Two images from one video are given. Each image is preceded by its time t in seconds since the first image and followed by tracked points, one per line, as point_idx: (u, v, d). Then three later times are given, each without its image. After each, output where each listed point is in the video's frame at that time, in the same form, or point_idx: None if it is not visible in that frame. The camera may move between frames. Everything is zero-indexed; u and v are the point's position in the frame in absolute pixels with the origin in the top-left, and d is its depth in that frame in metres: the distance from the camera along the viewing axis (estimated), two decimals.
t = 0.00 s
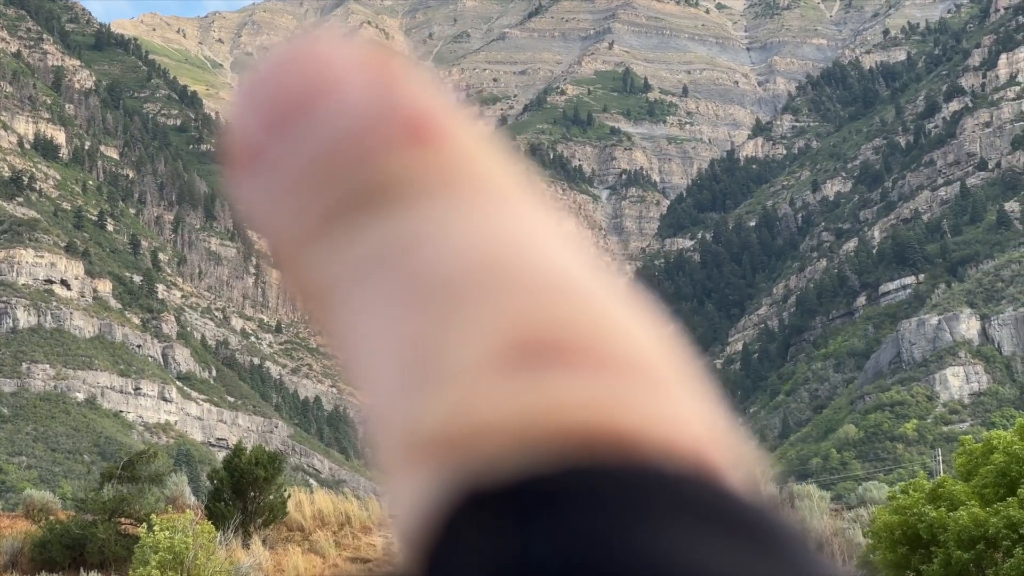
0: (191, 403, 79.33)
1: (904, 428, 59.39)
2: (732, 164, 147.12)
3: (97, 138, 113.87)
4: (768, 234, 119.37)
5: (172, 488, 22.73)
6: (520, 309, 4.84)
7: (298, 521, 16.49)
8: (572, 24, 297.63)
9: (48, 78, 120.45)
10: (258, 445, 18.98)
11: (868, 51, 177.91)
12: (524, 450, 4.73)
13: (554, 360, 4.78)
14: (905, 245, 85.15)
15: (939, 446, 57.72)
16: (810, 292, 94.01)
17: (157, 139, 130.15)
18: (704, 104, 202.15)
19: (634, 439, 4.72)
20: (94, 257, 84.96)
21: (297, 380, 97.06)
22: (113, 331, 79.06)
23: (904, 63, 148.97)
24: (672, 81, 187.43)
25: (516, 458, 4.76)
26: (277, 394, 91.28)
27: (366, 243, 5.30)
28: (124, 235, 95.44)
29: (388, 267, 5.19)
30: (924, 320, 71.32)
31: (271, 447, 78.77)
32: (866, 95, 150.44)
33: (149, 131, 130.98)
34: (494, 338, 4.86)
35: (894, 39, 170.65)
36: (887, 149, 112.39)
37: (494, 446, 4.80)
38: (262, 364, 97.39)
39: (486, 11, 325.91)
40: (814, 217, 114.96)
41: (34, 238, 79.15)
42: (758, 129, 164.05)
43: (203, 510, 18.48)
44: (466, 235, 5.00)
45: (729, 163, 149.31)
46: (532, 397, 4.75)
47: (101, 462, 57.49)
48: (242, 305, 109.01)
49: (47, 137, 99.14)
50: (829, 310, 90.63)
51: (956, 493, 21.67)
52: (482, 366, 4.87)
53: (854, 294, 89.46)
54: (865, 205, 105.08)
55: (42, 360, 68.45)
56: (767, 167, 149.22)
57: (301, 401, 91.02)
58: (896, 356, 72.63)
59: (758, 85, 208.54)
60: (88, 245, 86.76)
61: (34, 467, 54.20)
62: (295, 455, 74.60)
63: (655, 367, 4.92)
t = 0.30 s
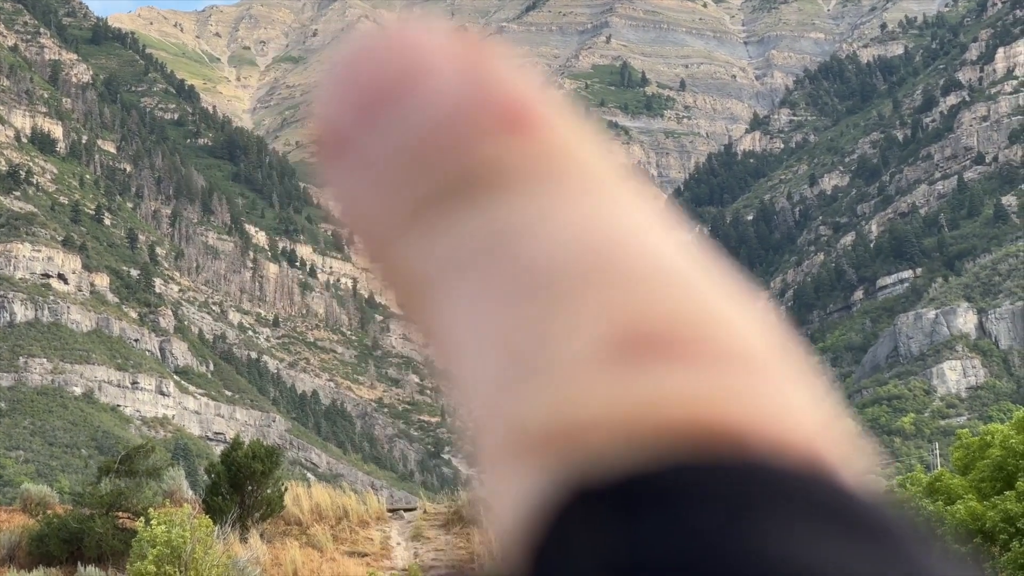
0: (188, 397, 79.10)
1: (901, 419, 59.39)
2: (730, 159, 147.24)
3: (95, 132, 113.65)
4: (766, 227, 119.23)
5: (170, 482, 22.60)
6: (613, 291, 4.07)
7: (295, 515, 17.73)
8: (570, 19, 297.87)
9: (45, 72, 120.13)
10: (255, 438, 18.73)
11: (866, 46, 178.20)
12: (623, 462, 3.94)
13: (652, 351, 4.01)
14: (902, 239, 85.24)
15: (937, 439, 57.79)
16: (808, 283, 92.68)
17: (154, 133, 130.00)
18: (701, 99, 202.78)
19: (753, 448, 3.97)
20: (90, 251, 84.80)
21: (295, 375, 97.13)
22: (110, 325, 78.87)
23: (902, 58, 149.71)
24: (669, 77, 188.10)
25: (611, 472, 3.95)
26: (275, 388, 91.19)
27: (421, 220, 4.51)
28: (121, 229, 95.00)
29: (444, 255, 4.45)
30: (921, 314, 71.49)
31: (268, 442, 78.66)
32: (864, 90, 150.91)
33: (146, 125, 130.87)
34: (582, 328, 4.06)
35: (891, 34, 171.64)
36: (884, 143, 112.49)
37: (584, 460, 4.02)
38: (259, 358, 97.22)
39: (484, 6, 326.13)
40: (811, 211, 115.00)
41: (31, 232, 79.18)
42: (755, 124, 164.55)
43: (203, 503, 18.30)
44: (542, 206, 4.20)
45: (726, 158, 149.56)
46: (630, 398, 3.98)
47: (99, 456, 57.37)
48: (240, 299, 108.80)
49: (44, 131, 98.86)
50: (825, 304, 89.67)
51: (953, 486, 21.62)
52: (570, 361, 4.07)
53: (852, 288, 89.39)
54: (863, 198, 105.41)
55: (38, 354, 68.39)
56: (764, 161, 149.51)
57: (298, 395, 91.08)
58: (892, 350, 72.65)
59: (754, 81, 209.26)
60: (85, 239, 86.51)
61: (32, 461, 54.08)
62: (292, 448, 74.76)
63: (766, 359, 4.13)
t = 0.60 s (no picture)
0: (191, 395, 78.65)
1: (904, 418, 59.42)
2: (733, 157, 147.47)
3: (97, 131, 113.52)
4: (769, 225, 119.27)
5: (172, 478, 22.50)
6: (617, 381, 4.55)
7: (298, 513, 18.22)
8: (571, 17, 297.64)
9: (48, 70, 120.01)
10: (259, 436, 18.64)
11: (869, 43, 177.98)
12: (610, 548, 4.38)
13: (657, 440, 4.44)
14: (905, 237, 84.99)
15: (941, 437, 57.93)
16: (809, 283, 94.21)
17: (157, 132, 129.78)
18: (705, 96, 202.98)
19: (787, 527, 4.33)
20: (94, 249, 84.61)
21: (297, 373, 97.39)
22: (113, 323, 78.43)
23: (905, 56, 149.67)
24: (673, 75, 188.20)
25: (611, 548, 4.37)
26: (278, 386, 91.31)
27: (444, 314, 5.06)
28: (124, 227, 95.09)
29: (454, 344, 5.03)
30: (925, 312, 71.51)
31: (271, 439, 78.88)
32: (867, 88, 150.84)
33: (149, 124, 130.75)
34: (579, 419, 4.54)
35: (895, 32, 171.43)
36: (887, 141, 112.24)
37: (627, 541, 4.31)
38: (262, 356, 97.46)
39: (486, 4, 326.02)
40: (814, 209, 114.69)
41: (34, 231, 78.70)
42: (758, 122, 164.64)
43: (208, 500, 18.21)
44: (534, 311, 4.75)
45: (729, 155, 149.78)
46: (635, 487, 4.38)
47: (102, 454, 57.04)
48: (243, 297, 109.04)
49: (47, 129, 98.80)
50: (828, 302, 90.60)
51: (955, 484, 21.59)
52: (574, 449, 4.50)
53: (855, 287, 89.24)
54: (866, 197, 105.52)
55: (41, 352, 68.07)
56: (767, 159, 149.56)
57: (301, 393, 91.39)
58: (896, 348, 72.46)
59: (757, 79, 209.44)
60: (87, 236, 86.25)
61: (34, 458, 54.02)
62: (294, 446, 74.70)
63: (770, 412, 4.61)
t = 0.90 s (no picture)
0: (199, 397, 78.38)
1: (913, 420, 59.49)
2: (741, 158, 147.10)
3: (105, 133, 112.33)
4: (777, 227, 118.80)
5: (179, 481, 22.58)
6: (606, 453, 10.21)
7: (307, 515, 18.74)
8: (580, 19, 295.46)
9: (57, 73, 118.77)
10: (267, 439, 19.32)
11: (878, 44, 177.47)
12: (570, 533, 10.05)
13: (631, 479, 10.11)
14: (913, 237, 84.34)
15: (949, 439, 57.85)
16: (819, 283, 92.80)
17: (166, 134, 128.44)
18: (713, 98, 202.44)
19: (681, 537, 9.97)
20: (102, 251, 83.90)
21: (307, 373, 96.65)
22: (121, 325, 77.75)
23: (914, 58, 149.33)
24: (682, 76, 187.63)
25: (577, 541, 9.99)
26: (286, 388, 90.87)
27: (484, 415, 10.58)
28: (132, 229, 94.44)
29: (491, 425, 10.56)
30: (933, 313, 70.81)
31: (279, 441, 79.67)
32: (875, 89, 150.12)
33: (158, 126, 129.52)
34: (555, 469, 10.20)
35: (903, 32, 171.12)
36: (896, 142, 111.28)
37: (575, 534, 9.98)
38: (270, 357, 96.43)
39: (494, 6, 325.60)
40: (822, 211, 113.51)
41: (43, 232, 78.04)
42: (766, 123, 164.14)
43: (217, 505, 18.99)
44: (536, 418, 10.40)
45: (738, 157, 149.35)
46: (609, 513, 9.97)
47: (110, 456, 57.30)
48: (251, 298, 108.20)
49: (56, 132, 98.09)
50: (837, 303, 88.98)
51: (963, 485, 21.58)
52: (562, 486, 10.14)
53: (863, 288, 88.31)
54: (874, 198, 104.62)
55: (50, 354, 68.07)
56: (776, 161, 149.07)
57: (310, 394, 90.91)
58: (904, 349, 71.77)
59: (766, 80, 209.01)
60: (96, 239, 85.54)
61: (43, 461, 54.71)
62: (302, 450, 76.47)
63: (722, 450, 10.40)
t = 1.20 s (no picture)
0: (215, 403, 72.09)
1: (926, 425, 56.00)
2: (757, 164, 144.51)
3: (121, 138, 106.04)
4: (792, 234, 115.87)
5: (195, 486, 23.02)
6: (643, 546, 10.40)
7: (320, 521, 20.31)
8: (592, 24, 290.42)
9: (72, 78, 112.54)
10: (283, 447, 20.31)
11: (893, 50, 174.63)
12: None
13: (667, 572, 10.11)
14: (928, 244, 80.04)
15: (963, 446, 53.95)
16: (833, 290, 88.49)
17: (183, 139, 121.83)
18: (727, 103, 199.44)
19: None
20: (117, 257, 78.05)
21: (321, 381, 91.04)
22: (136, 332, 71.51)
23: (930, 63, 146.69)
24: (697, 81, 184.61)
25: None
26: (302, 396, 84.71)
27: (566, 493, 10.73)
28: (149, 236, 87.92)
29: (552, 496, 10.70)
30: (948, 319, 67.16)
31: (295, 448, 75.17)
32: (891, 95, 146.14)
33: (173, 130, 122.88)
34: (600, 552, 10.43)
35: (918, 37, 168.58)
36: (911, 148, 106.91)
37: None
38: (285, 364, 88.88)
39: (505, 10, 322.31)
40: (836, 217, 108.91)
41: (58, 239, 72.07)
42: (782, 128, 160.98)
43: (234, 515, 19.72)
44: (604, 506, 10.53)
45: (753, 163, 146.68)
46: None
47: (125, 464, 54.65)
48: (267, 307, 99.12)
49: (71, 137, 90.61)
50: (852, 310, 85.01)
51: (980, 491, 19.98)
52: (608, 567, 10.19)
53: (878, 294, 83.85)
54: (890, 204, 98.97)
55: (66, 361, 62.90)
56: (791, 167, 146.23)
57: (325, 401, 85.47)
58: (920, 355, 68.12)
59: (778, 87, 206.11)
60: (111, 245, 79.50)
61: (56, 467, 51.90)
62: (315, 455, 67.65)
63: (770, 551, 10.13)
